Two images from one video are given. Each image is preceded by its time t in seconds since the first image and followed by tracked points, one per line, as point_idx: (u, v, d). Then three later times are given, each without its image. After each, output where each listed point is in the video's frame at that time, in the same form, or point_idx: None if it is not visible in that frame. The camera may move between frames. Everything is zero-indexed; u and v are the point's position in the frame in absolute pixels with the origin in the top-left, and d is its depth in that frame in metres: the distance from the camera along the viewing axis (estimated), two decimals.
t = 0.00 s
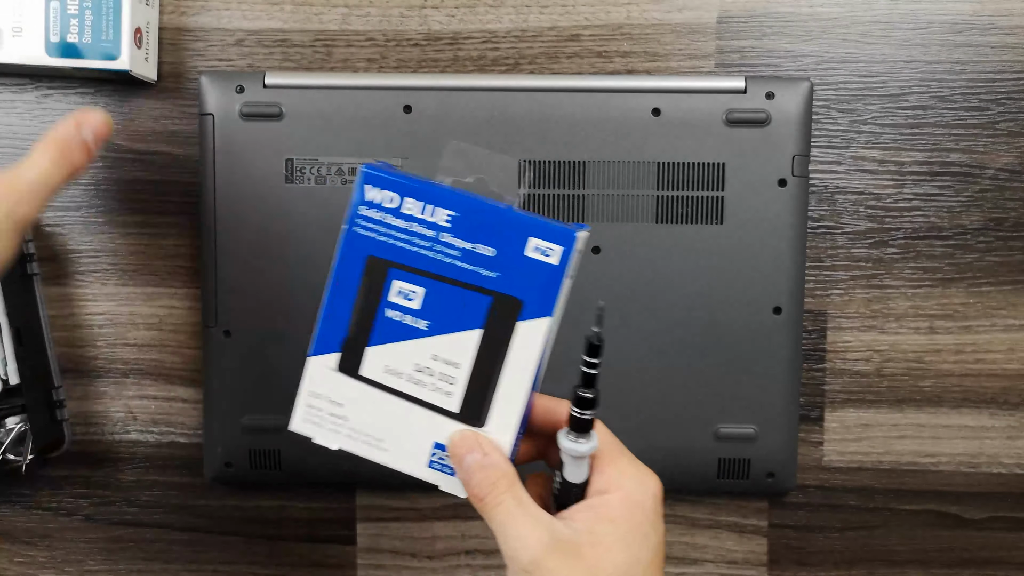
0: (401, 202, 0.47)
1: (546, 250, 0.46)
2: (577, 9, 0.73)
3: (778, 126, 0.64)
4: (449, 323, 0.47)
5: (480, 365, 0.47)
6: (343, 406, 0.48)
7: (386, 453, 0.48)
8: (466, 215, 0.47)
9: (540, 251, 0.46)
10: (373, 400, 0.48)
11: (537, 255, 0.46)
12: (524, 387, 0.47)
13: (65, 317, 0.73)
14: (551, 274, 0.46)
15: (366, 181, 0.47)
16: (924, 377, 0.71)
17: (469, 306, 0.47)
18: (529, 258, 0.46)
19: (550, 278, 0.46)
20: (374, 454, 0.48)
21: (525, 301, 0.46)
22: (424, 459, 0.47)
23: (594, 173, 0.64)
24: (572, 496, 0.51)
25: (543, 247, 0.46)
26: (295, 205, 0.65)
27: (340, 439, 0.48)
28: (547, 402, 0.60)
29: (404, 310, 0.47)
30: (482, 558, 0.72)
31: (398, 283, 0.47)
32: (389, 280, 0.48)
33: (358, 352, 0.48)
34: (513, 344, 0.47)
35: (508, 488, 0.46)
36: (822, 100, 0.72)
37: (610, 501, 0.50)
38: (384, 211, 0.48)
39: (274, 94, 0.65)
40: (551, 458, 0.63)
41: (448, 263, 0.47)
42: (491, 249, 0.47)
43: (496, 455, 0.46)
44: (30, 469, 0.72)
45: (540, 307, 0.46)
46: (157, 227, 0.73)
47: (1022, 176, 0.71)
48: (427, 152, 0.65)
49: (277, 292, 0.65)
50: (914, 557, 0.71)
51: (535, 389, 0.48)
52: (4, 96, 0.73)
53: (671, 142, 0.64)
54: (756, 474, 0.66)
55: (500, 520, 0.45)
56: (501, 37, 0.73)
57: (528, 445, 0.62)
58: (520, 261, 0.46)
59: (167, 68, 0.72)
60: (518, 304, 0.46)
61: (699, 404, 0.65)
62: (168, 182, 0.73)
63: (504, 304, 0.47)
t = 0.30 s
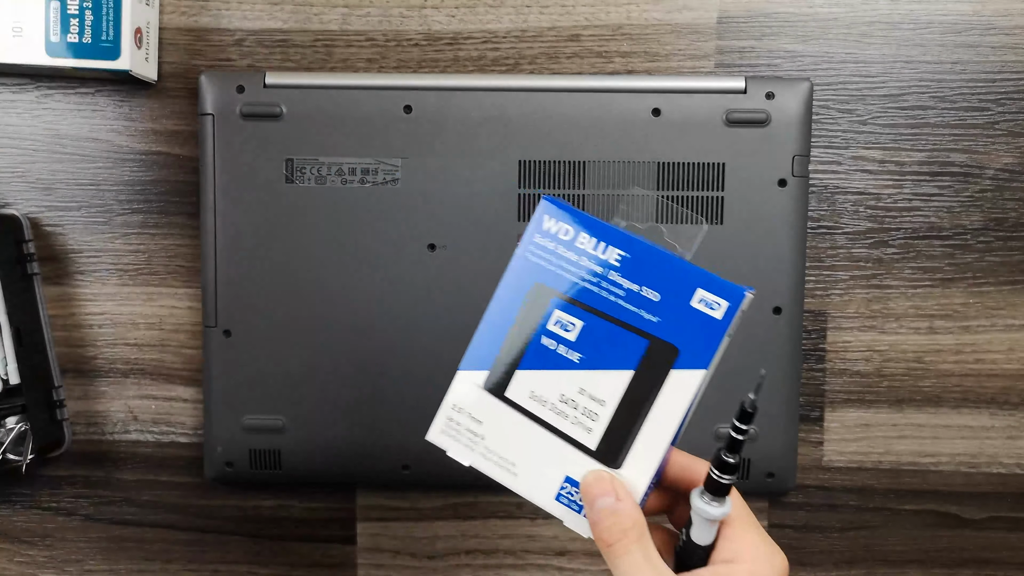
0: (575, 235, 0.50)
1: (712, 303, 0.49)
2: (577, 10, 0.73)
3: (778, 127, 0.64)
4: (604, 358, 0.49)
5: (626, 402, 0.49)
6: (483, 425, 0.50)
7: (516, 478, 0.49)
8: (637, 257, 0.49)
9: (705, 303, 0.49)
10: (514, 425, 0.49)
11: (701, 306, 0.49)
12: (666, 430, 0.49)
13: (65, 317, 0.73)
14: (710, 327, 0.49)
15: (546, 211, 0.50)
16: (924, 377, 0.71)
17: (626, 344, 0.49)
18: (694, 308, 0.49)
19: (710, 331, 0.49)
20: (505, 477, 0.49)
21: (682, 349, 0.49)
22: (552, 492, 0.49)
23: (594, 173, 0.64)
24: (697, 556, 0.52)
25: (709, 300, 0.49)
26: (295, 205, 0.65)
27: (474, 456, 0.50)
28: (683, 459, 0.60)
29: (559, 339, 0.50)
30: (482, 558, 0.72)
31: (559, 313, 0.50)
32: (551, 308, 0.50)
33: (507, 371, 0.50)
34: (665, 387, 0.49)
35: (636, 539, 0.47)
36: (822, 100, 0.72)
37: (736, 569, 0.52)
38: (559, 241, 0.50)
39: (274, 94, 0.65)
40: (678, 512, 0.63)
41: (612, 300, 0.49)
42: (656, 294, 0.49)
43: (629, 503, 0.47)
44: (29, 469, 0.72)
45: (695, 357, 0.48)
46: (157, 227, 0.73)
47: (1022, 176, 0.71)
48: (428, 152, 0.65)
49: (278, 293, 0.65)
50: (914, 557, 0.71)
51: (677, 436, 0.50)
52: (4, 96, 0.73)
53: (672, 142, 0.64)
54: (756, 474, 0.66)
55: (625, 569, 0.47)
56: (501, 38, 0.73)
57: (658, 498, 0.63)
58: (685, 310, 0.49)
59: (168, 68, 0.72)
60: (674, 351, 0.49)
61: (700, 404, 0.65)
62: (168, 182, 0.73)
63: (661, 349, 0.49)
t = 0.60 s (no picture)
0: (603, 292, 0.51)
1: (732, 366, 0.49)
2: (576, 10, 0.73)
3: (778, 127, 0.64)
4: (625, 413, 0.50)
5: (645, 456, 0.49)
6: (504, 470, 0.50)
7: (534, 524, 0.50)
8: (660, 317, 0.50)
9: (725, 366, 0.49)
10: (534, 471, 0.50)
11: (722, 369, 0.49)
12: (682, 485, 0.49)
13: (65, 317, 0.73)
14: (730, 389, 0.49)
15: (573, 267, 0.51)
16: (924, 377, 0.71)
17: (647, 401, 0.49)
18: (714, 370, 0.49)
19: (729, 393, 0.49)
20: (523, 522, 0.50)
21: (701, 410, 0.49)
22: (569, 540, 0.49)
23: (594, 173, 0.64)
24: None
25: (729, 363, 0.49)
26: (295, 205, 0.65)
27: (493, 500, 0.50)
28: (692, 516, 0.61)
29: (582, 392, 0.50)
30: (482, 558, 0.72)
31: (583, 367, 0.50)
32: (576, 362, 0.51)
33: (530, 421, 0.50)
34: (683, 445, 0.49)
35: None
36: (822, 100, 0.72)
37: None
38: (585, 298, 0.51)
39: (275, 94, 0.65)
40: (684, 567, 0.64)
41: (634, 358, 0.50)
42: (677, 354, 0.50)
43: (645, 555, 0.47)
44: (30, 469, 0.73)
45: (714, 418, 0.49)
46: (157, 228, 0.73)
47: (1022, 176, 0.71)
48: (427, 152, 0.65)
49: (277, 291, 0.65)
50: (914, 557, 0.71)
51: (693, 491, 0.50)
52: (5, 97, 0.73)
53: (672, 142, 0.64)
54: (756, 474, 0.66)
55: None
56: (501, 38, 0.73)
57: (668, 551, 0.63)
58: (705, 372, 0.49)
59: (168, 68, 0.73)
60: (693, 411, 0.49)
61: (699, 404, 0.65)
62: (168, 182, 0.73)
63: (681, 409, 0.49)
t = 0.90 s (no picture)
0: (582, 296, 0.50)
1: (717, 367, 0.48)
2: (577, 10, 0.73)
3: (778, 127, 0.64)
4: (610, 421, 0.48)
5: (632, 465, 0.48)
6: (492, 482, 0.50)
7: (525, 536, 0.49)
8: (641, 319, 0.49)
9: (711, 367, 0.48)
10: (523, 483, 0.49)
11: (706, 370, 0.48)
12: (672, 494, 0.48)
13: (66, 317, 0.73)
14: (717, 391, 0.48)
15: (552, 271, 0.50)
16: (924, 377, 0.71)
17: (632, 407, 0.48)
18: (699, 371, 0.48)
19: (716, 395, 0.48)
20: (514, 534, 0.49)
21: (688, 414, 0.48)
22: (561, 551, 0.49)
23: (594, 173, 0.64)
24: None
25: (715, 364, 0.48)
26: (295, 205, 0.65)
27: (484, 513, 0.50)
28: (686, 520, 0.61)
29: (566, 400, 0.49)
30: (482, 558, 0.72)
31: (565, 374, 0.49)
32: (558, 369, 0.49)
33: (516, 432, 0.50)
34: (671, 451, 0.48)
35: None
36: (822, 100, 0.72)
37: None
38: (564, 301, 0.50)
39: (275, 94, 0.65)
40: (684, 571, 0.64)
41: (617, 363, 0.49)
42: (661, 356, 0.48)
43: (637, 566, 0.46)
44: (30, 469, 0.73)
45: (701, 422, 0.48)
46: (158, 228, 0.73)
47: (1022, 176, 0.71)
48: (428, 152, 0.65)
49: (277, 291, 0.65)
50: (914, 557, 0.71)
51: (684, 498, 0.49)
52: (4, 97, 0.73)
53: (672, 142, 0.64)
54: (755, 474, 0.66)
55: None
56: (501, 39, 0.73)
57: (663, 559, 0.65)
58: (690, 375, 0.48)
59: (168, 69, 0.73)
60: (680, 416, 0.48)
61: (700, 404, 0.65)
62: (167, 183, 0.73)
63: (667, 413, 0.48)
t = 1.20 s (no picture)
0: (589, 283, 0.48)
1: (729, 361, 0.46)
2: (577, 11, 0.73)
3: (778, 127, 0.64)
4: (616, 412, 0.47)
5: (637, 457, 0.47)
6: (493, 471, 0.49)
7: (525, 526, 0.49)
8: (651, 308, 0.47)
9: (722, 360, 0.46)
10: (525, 473, 0.49)
11: (718, 364, 0.47)
12: (678, 487, 0.48)
13: (66, 318, 0.73)
14: (727, 385, 0.47)
15: (558, 256, 0.49)
16: (924, 377, 0.71)
17: (639, 399, 0.47)
18: (710, 365, 0.47)
19: (727, 389, 0.46)
20: (514, 524, 0.49)
21: (696, 407, 0.47)
22: (562, 543, 0.49)
23: (594, 173, 0.64)
24: None
25: (727, 357, 0.46)
26: (295, 205, 0.65)
27: (484, 502, 0.49)
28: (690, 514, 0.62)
29: (571, 390, 0.48)
30: (482, 558, 0.72)
31: (571, 362, 0.48)
32: (563, 357, 0.48)
33: (519, 421, 0.49)
34: (678, 444, 0.47)
35: None
36: (822, 100, 0.72)
37: None
38: (571, 288, 0.48)
39: (276, 95, 0.65)
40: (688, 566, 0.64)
41: (625, 353, 0.47)
42: (670, 348, 0.47)
43: (641, 561, 0.46)
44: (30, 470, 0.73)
45: (710, 415, 0.47)
46: (158, 228, 0.73)
47: (1022, 176, 0.71)
48: (428, 152, 0.65)
49: (277, 290, 0.65)
50: (913, 557, 0.71)
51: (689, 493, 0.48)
52: (5, 98, 0.73)
53: (672, 142, 0.64)
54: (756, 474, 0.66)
55: None
56: (501, 39, 0.73)
57: (667, 551, 0.65)
58: (700, 368, 0.47)
59: (169, 69, 0.73)
60: (689, 409, 0.47)
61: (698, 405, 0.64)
62: (167, 183, 0.73)
63: (675, 406, 0.47)
